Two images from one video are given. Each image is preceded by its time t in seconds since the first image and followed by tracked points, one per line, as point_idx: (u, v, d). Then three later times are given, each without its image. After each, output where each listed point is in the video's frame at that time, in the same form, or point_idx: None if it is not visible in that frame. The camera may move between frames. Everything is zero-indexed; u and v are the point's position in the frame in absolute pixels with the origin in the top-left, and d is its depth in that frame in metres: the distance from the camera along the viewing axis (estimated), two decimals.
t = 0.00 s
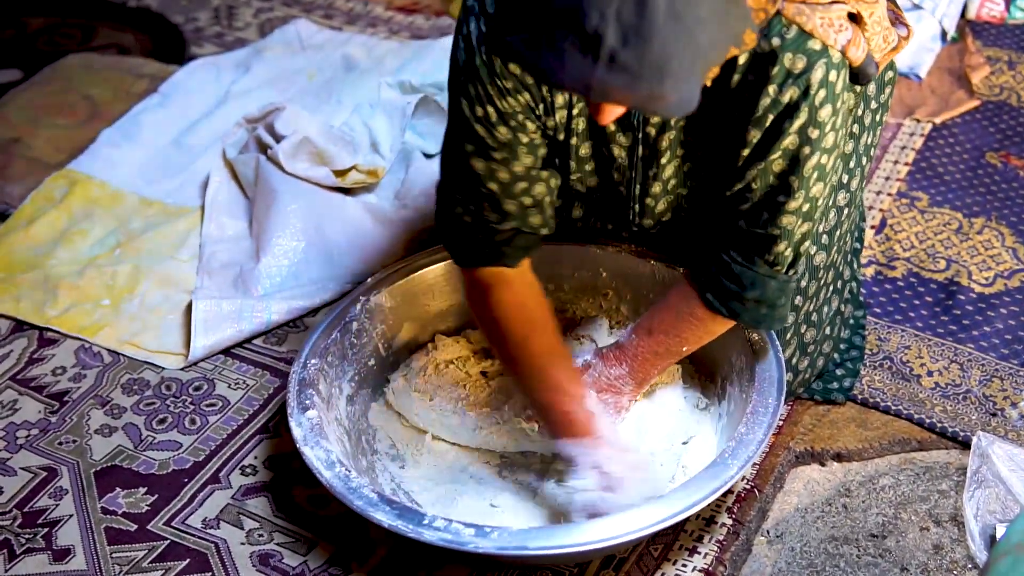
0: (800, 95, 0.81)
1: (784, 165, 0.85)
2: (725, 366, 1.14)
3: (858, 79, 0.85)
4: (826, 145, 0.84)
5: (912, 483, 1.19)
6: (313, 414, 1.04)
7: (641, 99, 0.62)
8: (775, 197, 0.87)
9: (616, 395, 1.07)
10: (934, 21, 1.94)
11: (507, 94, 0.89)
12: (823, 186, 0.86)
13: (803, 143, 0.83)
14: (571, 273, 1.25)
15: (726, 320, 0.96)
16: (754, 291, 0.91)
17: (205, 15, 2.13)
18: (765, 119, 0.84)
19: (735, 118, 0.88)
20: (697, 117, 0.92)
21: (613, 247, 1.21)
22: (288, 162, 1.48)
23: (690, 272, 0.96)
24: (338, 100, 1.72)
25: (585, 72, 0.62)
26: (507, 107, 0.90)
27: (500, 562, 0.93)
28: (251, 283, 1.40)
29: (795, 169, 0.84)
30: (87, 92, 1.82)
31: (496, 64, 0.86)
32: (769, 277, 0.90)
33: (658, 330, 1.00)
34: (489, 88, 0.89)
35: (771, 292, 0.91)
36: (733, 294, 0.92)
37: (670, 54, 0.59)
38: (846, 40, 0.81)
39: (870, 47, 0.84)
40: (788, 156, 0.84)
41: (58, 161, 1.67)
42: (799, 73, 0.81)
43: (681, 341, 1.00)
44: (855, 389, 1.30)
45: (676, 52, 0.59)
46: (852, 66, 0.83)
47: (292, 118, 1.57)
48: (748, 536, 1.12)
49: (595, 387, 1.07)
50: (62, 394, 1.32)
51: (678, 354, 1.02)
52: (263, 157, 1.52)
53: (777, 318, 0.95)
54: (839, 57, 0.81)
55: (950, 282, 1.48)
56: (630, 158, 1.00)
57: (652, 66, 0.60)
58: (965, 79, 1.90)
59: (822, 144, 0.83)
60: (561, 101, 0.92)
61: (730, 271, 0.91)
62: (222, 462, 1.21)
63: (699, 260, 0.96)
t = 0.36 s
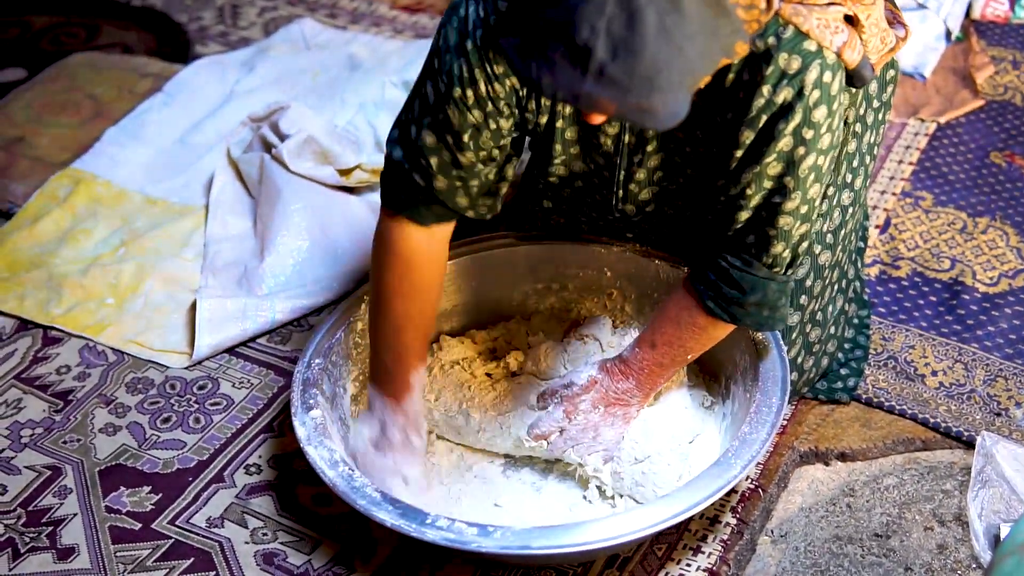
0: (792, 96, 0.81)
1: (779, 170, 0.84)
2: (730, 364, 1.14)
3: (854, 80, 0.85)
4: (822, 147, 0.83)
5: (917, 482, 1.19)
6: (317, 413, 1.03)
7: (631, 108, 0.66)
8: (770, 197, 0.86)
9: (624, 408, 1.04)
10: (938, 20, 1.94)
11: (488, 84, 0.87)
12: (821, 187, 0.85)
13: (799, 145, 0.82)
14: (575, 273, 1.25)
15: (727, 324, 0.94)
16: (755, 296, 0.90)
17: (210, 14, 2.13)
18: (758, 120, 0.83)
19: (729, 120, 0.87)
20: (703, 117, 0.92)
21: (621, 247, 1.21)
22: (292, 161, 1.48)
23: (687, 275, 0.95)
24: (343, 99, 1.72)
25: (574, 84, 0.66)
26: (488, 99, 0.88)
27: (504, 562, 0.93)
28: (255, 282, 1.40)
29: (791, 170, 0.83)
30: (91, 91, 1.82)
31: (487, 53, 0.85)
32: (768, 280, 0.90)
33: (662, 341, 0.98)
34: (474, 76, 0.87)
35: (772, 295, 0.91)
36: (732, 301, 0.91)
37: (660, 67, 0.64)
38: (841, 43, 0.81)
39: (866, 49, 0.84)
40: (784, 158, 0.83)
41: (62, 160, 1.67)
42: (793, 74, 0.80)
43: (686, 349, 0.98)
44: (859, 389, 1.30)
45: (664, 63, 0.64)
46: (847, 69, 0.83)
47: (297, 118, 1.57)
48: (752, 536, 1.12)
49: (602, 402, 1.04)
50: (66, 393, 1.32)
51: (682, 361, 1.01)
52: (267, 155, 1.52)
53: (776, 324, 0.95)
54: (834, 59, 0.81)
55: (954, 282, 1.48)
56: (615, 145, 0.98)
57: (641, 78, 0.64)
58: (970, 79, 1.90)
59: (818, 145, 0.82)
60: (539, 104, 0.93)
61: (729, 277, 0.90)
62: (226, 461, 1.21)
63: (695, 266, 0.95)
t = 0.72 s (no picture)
0: (774, 65, 0.83)
1: (769, 146, 0.86)
2: (730, 363, 1.14)
3: (847, 57, 0.88)
4: (810, 118, 0.85)
5: (915, 482, 1.19)
6: (315, 412, 1.03)
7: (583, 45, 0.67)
8: (762, 175, 0.88)
9: (619, 387, 1.02)
10: (937, 20, 1.94)
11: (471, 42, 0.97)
12: (811, 158, 0.87)
13: (786, 118, 0.84)
14: (573, 274, 1.25)
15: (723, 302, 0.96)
16: (751, 271, 0.92)
17: (209, 14, 2.13)
18: (742, 89, 0.85)
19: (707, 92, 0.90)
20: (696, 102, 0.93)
21: (619, 247, 1.21)
22: (291, 162, 1.48)
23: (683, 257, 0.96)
24: (341, 99, 1.72)
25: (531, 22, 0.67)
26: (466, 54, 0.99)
27: (501, 561, 0.93)
28: (253, 282, 1.40)
29: (780, 145, 0.86)
30: (90, 91, 1.82)
31: (463, 10, 0.96)
32: (764, 256, 0.91)
33: (660, 316, 0.97)
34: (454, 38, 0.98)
35: (768, 271, 0.92)
36: (728, 276, 0.92)
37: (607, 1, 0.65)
38: (824, 15, 0.84)
39: (854, 25, 0.87)
40: (773, 134, 0.85)
41: (61, 160, 1.67)
42: (774, 44, 0.82)
43: (680, 326, 0.98)
44: (858, 389, 1.30)
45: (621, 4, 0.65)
46: (835, 44, 0.86)
47: (296, 117, 1.57)
48: (751, 536, 1.12)
49: (600, 379, 1.02)
50: (64, 393, 1.32)
51: (676, 340, 1.00)
52: (266, 156, 1.52)
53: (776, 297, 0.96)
54: (817, 32, 0.83)
55: (953, 281, 1.48)
56: (605, 110, 0.99)
57: (587, 13, 0.66)
58: (969, 78, 1.90)
59: (805, 117, 0.85)
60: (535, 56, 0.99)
61: (725, 253, 0.92)
62: (225, 462, 1.21)
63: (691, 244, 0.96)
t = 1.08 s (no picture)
0: (764, 31, 0.82)
1: (761, 113, 0.85)
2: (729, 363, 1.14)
3: (836, 21, 0.88)
4: (799, 85, 0.84)
5: (917, 483, 1.19)
6: (316, 413, 1.03)
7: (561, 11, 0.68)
8: (754, 144, 0.87)
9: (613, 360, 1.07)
10: (938, 21, 1.94)
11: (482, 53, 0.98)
12: (801, 126, 0.87)
13: (776, 85, 0.84)
14: (573, 275, 1.25)
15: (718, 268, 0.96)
16: (752, 240, 0.93)
17: (209, 16, 2.13)
18: (733, 58, 0.85)
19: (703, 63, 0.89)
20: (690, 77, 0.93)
21: (620, 249, 1.21)
22: (292, 163, 1.48)
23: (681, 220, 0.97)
24: (343, 101, 1.73)
25: None
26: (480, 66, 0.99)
27: (502, 562, 0.93)
28: (254, 284, 1.40)
29: (772, 112, 0.85)
30: (91, 93, 1.82)
31: (470, 20, 0.97)
32: (764, 225, 0.92)
33: (664, 301, 1.00)
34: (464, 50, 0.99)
35: (767, 240, 0.94)
36: (729, 245, 0.93)
37: None
38: None
39: None
40: (767, 101, 0.84)
41: (62, 162, 1.67)
42: (763, 10, 0.82)
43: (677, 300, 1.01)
44: (859, 390, 1.30)
45: None
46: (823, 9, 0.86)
47: (296, 119, 1.57)
48: (752, 537, 1.12)
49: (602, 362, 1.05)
50: (65, 395, 1.31)
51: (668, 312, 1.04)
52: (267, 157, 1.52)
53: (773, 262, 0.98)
54: None
55: (955, 283, 1.47)
56: (609, 102, 1.02)
57: None
58: (970, 79, 1.90)
59: (795, 84, 0.84)
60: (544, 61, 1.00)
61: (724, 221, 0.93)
62: (226, 463, 1.21)
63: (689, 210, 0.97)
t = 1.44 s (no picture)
0: (753, 63, 0.78)
1: (732, 136, 0.81)
2: (727, 361, 1.14)
3: (826, 51, 0.87)
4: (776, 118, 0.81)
5: (915, 482, 1.19)
6: (314, 413, 1.03)
7: (575, 49, 0.64)
8: (718, 166, 0.83)
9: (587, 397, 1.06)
10: (936, 19, 1.92)
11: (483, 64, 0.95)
12: (767, 158, 0.83)
13: (753, 111, 0.80)
14: (572, 274, 1.25)
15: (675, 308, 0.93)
16: (701, 276, 0.89)
17: (207, 15, 2.13)
18: (720, 86, 0.80)
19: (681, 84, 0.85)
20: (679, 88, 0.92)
21: (618, 248, 1.21)
22: (290, 163, 1.48)
23: (626, 261, 0.94)
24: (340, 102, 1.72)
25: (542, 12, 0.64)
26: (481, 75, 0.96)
27: (501, 562, 0.93)
28: (252, 283, 1.40)
29: (743, 138, 0.81)
30: (89, 92, 1.82)
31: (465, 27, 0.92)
32: (712, 258, 0.88)
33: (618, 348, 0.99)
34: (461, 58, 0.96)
35: (717, 273, 0.89)
36: (679, 284, 0.90)
37: None
38: (809, 11, 0.80)
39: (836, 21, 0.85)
40: (740, 127, 0.81)
41: (60, 161, 1.67)
42: (756, 39, 0.78)
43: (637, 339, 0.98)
44: (858, 388, 1.30)
45: None
46: (814, 39, 0.84)
47: (294, 118, 1.57)
48: (750, 536, 1.11)
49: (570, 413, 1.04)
50: (63, 395, 1.31)
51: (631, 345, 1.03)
52: (264, 157, 1.52)
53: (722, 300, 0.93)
54: (799, 28, 0.79)
55: (953, 280, 1.47)
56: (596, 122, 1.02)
57: (575, 12, 0.63)
58: (969, 76, 1.89)
59: (772, 116, 0.80)
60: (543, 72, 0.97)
61: (673, 261, 0.89)
62: (223, 463, 1.21)
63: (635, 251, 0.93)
